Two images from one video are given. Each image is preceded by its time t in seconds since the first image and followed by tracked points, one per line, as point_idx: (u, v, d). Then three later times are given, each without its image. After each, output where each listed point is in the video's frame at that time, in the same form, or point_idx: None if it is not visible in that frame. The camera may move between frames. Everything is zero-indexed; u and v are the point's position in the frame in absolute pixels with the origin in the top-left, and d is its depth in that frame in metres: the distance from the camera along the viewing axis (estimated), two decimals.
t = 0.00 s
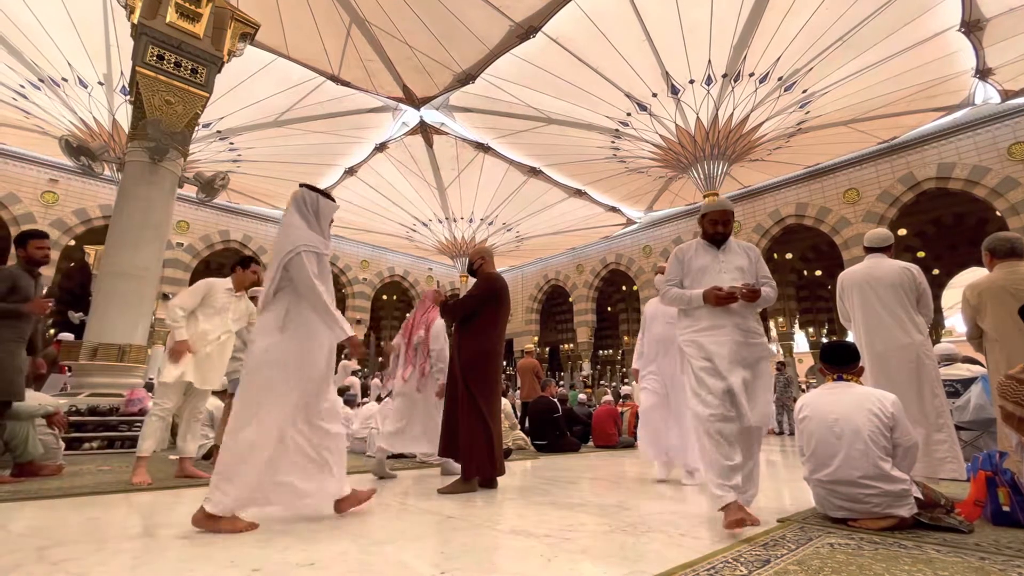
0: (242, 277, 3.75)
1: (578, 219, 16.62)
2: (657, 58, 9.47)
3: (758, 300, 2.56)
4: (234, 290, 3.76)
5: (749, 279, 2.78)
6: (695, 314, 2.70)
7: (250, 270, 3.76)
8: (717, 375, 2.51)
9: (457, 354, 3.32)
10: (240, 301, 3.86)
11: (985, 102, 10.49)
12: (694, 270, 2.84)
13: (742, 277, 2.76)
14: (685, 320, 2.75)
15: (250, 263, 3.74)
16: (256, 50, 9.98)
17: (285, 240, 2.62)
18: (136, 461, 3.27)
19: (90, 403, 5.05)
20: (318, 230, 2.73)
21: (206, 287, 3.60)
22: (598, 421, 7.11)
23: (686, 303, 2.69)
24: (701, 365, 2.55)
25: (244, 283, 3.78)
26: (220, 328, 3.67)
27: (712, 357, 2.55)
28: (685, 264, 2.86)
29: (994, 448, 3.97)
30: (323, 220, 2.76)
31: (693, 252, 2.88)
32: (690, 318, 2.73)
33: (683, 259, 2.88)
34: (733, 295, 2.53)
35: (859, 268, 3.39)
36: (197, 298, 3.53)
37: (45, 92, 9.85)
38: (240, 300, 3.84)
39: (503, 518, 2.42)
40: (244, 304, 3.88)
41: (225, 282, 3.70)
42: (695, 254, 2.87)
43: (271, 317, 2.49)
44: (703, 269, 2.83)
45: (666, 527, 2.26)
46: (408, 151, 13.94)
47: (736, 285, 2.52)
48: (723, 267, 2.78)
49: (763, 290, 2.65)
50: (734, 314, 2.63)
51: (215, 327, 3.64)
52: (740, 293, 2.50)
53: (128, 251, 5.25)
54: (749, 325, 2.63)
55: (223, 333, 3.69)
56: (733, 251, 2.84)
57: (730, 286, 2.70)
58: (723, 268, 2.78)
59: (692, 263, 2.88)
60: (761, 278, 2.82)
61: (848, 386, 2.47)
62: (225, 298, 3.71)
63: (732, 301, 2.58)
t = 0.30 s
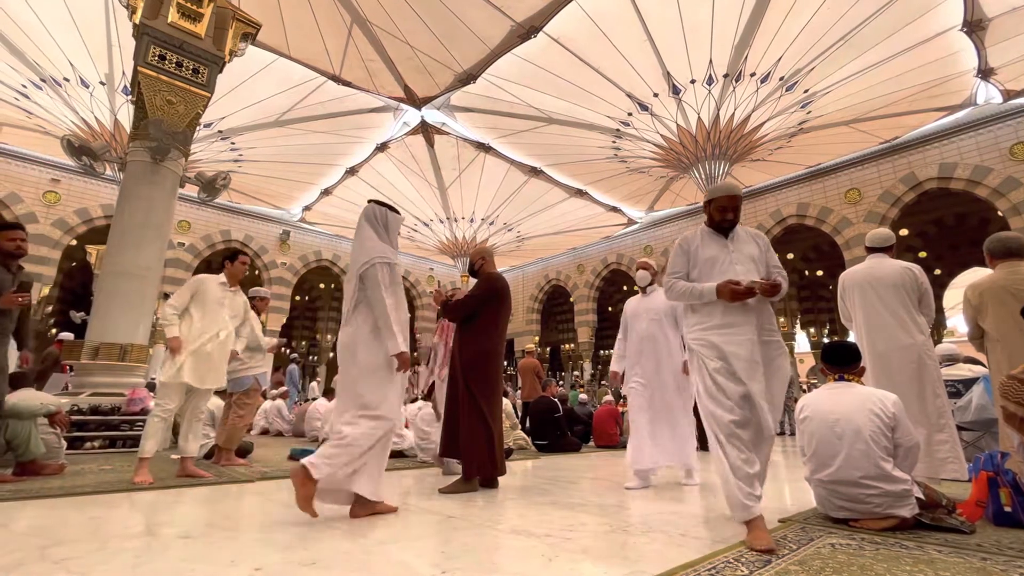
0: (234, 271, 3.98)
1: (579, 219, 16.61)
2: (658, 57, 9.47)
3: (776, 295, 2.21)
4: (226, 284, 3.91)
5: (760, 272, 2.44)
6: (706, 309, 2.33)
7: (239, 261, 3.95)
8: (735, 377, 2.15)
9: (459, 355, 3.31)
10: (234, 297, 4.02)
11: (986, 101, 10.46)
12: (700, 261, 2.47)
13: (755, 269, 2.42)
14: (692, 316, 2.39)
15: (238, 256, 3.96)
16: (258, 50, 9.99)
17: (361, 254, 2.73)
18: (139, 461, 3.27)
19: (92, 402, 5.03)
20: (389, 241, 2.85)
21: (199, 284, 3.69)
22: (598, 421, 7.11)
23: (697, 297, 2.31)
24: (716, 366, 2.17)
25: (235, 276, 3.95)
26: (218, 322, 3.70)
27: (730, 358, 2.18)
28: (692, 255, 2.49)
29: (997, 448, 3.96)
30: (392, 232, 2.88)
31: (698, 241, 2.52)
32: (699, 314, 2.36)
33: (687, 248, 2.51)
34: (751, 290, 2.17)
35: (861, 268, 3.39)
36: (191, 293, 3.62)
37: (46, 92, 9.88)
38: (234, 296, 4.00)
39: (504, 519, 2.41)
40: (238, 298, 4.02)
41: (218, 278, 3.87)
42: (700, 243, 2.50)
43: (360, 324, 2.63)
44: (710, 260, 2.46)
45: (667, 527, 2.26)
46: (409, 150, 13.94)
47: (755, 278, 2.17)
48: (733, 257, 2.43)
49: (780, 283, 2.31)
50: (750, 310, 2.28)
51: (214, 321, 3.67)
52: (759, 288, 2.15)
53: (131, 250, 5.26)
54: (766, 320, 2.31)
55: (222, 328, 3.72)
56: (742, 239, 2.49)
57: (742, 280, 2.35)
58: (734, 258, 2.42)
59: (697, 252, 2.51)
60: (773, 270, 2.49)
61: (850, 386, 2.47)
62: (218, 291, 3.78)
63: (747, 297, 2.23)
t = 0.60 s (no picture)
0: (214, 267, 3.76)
1: (579, 219, 16.61)
2: (659, 57, 9.47)
3: (789, 277, 2.08)
4: (210, 281, 3.73)
5: (769, 254, 2.32)
6: (711, 296, 2.24)
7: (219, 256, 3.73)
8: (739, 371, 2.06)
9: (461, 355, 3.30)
10: (222, 296, 3.75)
11: (987, 101, 10.44)
12: (704, 242, 2.35)
13: (763, 250, 2.30)
14: (695, 303, 2.31)
15: (217, 250, 3.79)
16: (258, 50, 10.00)
17: (420, 268, 2.82)
18: (140, 462, 3.28)
19: (93, 402, 5.02)
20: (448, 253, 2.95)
21: (184, 286, 3.54)
22: (599, 421, 7.10)
23: (702, 282, 2.20)
24: (716, 360, 2.10)
25: (217, 272, 3.77)
26: (208, 323, 3.61)
27: (734, 351, 2.09)
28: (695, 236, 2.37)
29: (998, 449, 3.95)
30: (450, 245, 2.99)
31: (703, 221, 2.39)
32: (702, 300, 2.28)
33: (691, 229, 2.39)
34: (761, 272, 2.05)
35: (861, 268, 3.39)
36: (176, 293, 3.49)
37: (47, 92, 9.90)
38: (220, 292, 3.76)
39: (504, 519, 2.41)
40: (223, 293, 3.79)
41: (201, 276, 3.68)
42: (705, 223, 2.38)
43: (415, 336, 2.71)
44: (716, 241, 2.34)
45: (667, 527, 2.26)
46: (409, 150, 13.94)
47: (766, 259, 2.04)
48: (740, 239, 2.31)
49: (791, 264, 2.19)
50: (759, 296, 2.16)
51: (203, 322, 3.57)
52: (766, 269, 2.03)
53: (133, 250, 5.27)
54: (778, 305, 2.18)
55: (212, 329, 3.63)
56: (749, 220, 2.37)
57: (751, 261, 2.22)
58: (741, 239, 2.30)
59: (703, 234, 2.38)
60: (783, 252, 2.36)
61: (850, 386, 2.47)
62: (206, 292, 3.65)
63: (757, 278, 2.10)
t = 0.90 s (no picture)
0: (197, 263, 3.68)
1: (579, 219, 16.62)
2: (659, 57, 9.47)
3: (806, 266, 1.89)
4: (195, 280, 3.67)
5: (784, 244, 2.12)
6: (718, 287, 2.04)
7: (202, 253, 3.67)
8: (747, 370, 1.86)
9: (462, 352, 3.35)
10: (207, 292, 3.73)
11: (988, 102, 10.43)
12: (714, 229, 2.16)
13: (778, 239, 2.11)
14: (702, 293, 2.11)
15: (202, 247, 3.72)
16: (258, 50, 10.00)
17: (484, 272, 3.20)
18: (138, 463, 3.29)
19: (93, 402, 5.01)
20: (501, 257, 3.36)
21: (167, 284, 3.50)
22: (599, 421, 7.09)
23: (711, 271, 2.01)
24: (721, 359, 1.94)
25: (201, 269, 3.70)
26: (194, 322, 3.57)
27: (739, 351, 1.90)
28: (705, 223, 2.18)
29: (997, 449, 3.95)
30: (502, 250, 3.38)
31: (713, 209, 2.21)
32: (710, 291, 2.08)
33: (700, 216, 2.19)
34: (776, 258, 1.86)
35: (861, 268, 3.39)
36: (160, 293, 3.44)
37: (47, 92, 9.91)
38: (206, 289, 3.72)
39: (505, 519, 2.42)
40: (209, 290, 3.74)
41: (186, 273, 3.63)
42: (716, 211, 2.19)
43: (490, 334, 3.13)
44: (727, 228, 2.14)
45: (667, 527, 2.25)
46: (409, 150, 13.95)
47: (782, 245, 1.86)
48: (753, 227, 2.11)
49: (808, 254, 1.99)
50: (776, 286, 1.97)
51: (188, 322, 3.54)
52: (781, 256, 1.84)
53: (133, 251, 5.26)
54: (794, 297, 1.99)
55: (198, 328, 3.59)
56: (761, 209, 2.18)
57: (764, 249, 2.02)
58: (754, 228, 2.10)
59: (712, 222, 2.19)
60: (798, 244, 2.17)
61: (851, 386, 2.47)
62: (192, 290, 3.62)
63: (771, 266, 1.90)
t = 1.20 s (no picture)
0: (194, 262, 3.67)
1: (578, 218, 16.63)
2: (658, 57, 9.48)
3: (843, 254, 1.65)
4: (190, 279, 3.66)
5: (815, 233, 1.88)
6: (742, 277, 1.80)
7: (198, 252, 3.67)
8: (763, 373, 1.65)
9: (461, 354, 3.33)
10: (204, 292, 3.73)
11: (987, 102, 10.43)
12: (736, 215, 1.93)
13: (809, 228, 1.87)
14: (725, 283, 1.89)
15: (199, 246, 3.72)
16: (257, 50, 9.99)
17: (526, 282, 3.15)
18: (137, 463, 3.28)
19: (91, 402, 5.01)
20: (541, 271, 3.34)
21: (162, 283, 3.50)
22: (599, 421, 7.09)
23: (734, 259, 1.78)
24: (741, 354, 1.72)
25: (197, 269, 3.69)
26: (191, 321, 3.57)
27: (759, 350, 1.67)
28: (728, 208, 1.95)
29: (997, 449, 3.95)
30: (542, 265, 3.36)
31: (736, 193, 1.98)
32: (733, 280, 1.85)
33: (721, 201, 1.96)
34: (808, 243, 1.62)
35: (861, 268, 3.38)
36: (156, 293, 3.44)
37: (46, 92, 9.90)
38: (202, 288, 3.71)
39: (505, 519, 2.42)
40: (206, 290, 3.74)
41: (181, 273, 3.62)
42: (739, 196, 1.95)
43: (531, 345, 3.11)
44: (750, 215, 1.91)
45: (667, 528, 2.25)
46: (408, 150, 13.95)
47: (814, 229, 1.62)
48: (782, 213, 1.87)
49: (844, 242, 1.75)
50: (811, 276, 1.70)
51: (185, 322, 3.53)
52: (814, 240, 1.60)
53: (132, 252, 5.26)
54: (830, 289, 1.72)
55: (196, 328, 3.59)
56: (791, 196, 1.94)
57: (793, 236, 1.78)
58: (783, 214, 1.86)
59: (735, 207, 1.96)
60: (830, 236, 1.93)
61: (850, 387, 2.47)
62: (187, 289, 3.61)
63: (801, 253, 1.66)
